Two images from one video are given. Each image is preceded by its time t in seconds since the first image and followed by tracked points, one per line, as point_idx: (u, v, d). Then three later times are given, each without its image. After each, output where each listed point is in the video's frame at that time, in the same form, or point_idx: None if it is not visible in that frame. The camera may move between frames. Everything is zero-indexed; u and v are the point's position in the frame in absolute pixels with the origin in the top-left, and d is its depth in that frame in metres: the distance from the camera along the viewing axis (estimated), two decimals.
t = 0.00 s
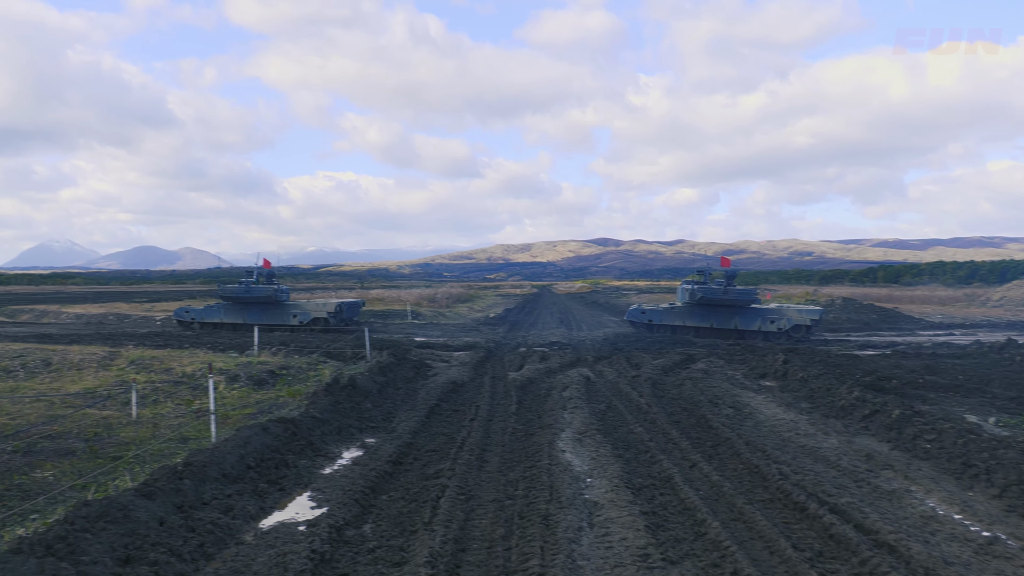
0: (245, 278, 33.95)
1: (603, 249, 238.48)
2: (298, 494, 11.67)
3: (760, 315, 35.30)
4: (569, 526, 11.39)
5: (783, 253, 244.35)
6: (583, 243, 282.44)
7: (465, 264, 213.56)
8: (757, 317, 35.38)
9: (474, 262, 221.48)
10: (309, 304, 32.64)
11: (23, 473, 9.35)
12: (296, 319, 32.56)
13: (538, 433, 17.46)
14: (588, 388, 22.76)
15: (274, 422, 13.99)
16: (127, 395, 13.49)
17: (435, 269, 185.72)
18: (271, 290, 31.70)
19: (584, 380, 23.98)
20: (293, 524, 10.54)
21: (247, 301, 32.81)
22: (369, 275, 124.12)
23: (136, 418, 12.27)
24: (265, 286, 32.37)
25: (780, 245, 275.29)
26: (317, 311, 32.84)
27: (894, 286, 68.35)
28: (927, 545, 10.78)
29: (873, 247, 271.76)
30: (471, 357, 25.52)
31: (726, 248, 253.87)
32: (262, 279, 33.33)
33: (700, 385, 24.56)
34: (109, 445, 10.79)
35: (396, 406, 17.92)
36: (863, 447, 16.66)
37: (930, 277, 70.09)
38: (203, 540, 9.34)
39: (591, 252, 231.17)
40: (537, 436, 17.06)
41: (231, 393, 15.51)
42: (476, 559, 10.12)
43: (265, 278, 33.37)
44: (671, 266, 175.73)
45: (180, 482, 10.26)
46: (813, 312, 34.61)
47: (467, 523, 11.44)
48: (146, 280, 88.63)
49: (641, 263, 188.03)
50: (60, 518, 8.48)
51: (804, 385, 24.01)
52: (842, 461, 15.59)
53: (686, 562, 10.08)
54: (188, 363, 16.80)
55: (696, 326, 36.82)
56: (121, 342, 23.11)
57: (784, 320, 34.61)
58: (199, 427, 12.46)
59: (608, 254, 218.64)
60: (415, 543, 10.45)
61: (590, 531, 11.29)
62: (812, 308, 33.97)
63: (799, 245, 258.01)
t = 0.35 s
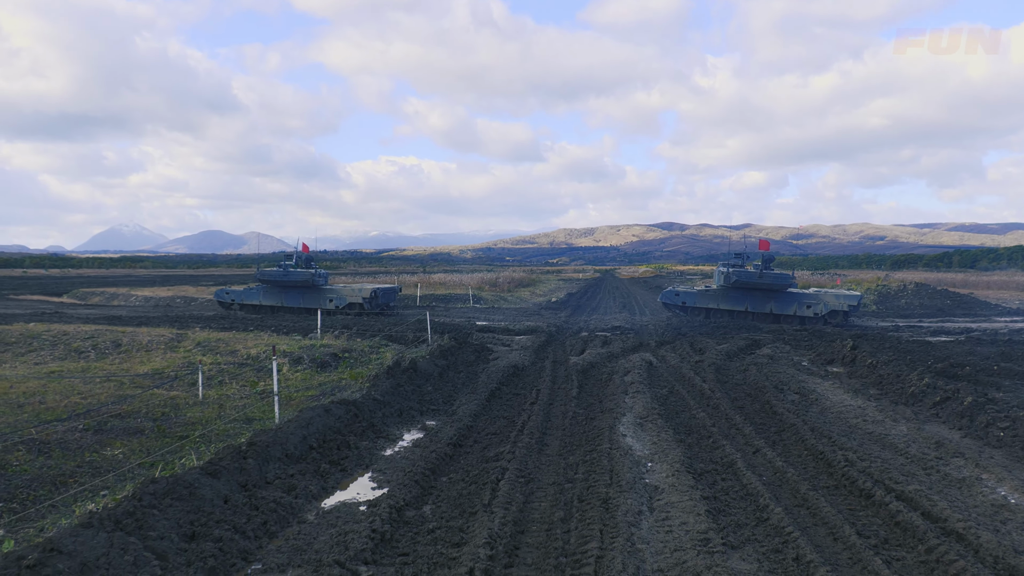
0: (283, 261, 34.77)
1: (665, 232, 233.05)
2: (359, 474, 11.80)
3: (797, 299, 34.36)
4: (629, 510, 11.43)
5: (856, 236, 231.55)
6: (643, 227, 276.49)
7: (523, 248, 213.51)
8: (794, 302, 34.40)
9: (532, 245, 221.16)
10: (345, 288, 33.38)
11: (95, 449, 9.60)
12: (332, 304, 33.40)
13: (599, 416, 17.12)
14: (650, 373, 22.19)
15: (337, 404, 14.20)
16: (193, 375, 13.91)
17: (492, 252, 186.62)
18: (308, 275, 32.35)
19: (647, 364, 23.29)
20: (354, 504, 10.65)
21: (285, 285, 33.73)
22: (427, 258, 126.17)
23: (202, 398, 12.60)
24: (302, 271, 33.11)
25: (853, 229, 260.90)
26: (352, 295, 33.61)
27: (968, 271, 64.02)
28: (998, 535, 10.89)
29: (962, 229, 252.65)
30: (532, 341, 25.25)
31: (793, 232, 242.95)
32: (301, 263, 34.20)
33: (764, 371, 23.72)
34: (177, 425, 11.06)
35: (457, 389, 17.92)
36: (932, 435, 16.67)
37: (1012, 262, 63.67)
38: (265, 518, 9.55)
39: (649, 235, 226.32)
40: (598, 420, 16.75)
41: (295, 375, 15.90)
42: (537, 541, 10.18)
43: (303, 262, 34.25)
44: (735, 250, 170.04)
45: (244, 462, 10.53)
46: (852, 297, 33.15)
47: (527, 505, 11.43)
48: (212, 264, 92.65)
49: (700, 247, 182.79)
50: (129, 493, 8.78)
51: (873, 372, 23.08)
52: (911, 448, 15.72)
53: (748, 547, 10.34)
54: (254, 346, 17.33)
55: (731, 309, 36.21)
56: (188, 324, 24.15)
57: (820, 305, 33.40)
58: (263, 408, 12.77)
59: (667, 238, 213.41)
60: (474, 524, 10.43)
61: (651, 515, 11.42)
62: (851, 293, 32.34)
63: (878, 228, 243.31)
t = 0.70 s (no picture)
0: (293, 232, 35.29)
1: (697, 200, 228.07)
2: (393, 444, 11.89)
3: (801, 267, 34.24)
4: (661, 478, 11.31)
5: (897, 203, 222.66)
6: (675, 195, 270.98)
7: (551, 218, 211.79)
8: (798, 269, 34.22)
9: (561, 215, 219.18)
10: (351, 259, 33.70)
11: (133, 420, 9.76)
12: (338, 274, 33.77)
13: (631, 386, 16.92)
14: (683, 342, 21.80)
15: (370, 374, 14.28)
16: (227, 346, 14.15)
17: (520, 222, 185.79)
18: (315, 246, 32.71)
19: (680, 334, 22.87)
20: (388, 473, 10.74)
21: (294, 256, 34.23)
22: (454, 229, 126.45)
23: (236, 369, 12.79)
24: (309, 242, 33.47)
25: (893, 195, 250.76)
26: (359, 265, 33.89)
27: (1013, 237, 61.10)
28: None
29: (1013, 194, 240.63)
30: (565, 311, 24.94)
31: (830, 199, 234.55)
32: (308, 234, 34.65)
33: (799, 340, 23.10)
34: (212, 395, 11.23)
35: (489, 359, 17.87)
36: (969, 404, 16.10)
37: None
38: (301, 486, 9.70)
39: (679, 204, 221.69)
40: (630, 389, 16.56)
41: (328, 346, 16.05)
42: (568, 509, 10.14)
43: (311, 234, 34.70)
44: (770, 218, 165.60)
45: (279, 431, 10.66)
46: (857, 265, 32.38)
47: (559, 474, 11.39)
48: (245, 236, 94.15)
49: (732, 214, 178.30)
50: (167, 462, 8.99)
51: (910, 341, 22.35)
52: (947, 417, 15.25)
53: (780, 515, 10.16)
54: (288, 317, 17.52)
55: (735, 276, 36.21)
56: (222, 296, 24.62)
57: (824, 272, 32.97)
58: (297, 378, 12.91)
59: (698, 206, 208.72)
60: (507, 492, 10.44)
61: (682, 484, 11.28)
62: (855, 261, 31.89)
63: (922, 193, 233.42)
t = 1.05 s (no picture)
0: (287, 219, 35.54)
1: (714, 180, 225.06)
2: (415, 428, 11.90)
3: (790, 245, 34.72)
4: (682, 459, 11.22)
5: (920, 180, 217.53)
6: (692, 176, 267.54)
7: (566, 201, 210.44)
8: (787, 247, 34.75)
9: (576, 197, 217.69)
10: (345, 245, 34.01)
11: (158, 407, 9.85)
12: (334, 260, 34.09)
13: (651, 368, 16.78)
14: (702, 324, 21.56)
15: (390, 359, 14.26)
16: (249, 333, 14.27)
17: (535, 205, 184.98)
18: (310, 232, 33.02)
19: (699, 316, 22.60)
20: (410, 457, 10.77)
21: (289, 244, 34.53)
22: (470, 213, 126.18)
23: (259, 355, 12.89)
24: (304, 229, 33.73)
25: (917, 172, 244.87)
26: (353, 251, 34.21)
27: None
28: None
29: None
30: (586, 294, 24.73)
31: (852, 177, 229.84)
32: (303, 222, 35.02)
33: (819, 320, 22.73)
34: (236, 382, 11.30)
35: (508, 343, 17.80)
36: (993, 382, 15.72)
37: None
38: (325, 471, 9.77)
39: (696, 184, 218.83)
40: (650, 371, 16.42)
41: (349, 332, 16.10)
42: (589, 490, 10.08)
43: (305, 221, 35.03)
44: (788, 197, 162.94)
45: (302, 417, 10.70)
46: (845, 240, 32.89)
47: (580, 456, 11.34)
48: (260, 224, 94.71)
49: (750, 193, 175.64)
50: (193, 448, 9.08)
51: (931, 320, 21.93)
52: (969, 395, 14.92)
53: (801, 495, 10.02)
54: (309, 304, 17.59)
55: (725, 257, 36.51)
56: (243, 283, 24.84)
57: (813, 249, 33.43)
58: (319, 364, 12.98)
59: (715, 186, 205.82)
60: (529, 475, 10.42)
61: (703, 465, 11.17)
62: (844, 236, 32.38)
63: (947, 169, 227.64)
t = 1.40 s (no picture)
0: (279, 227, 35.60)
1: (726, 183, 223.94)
2: (432, 434, 11.81)
3: (775, 247, 34.81)
4: (699, 464, 11.06)
5: (937, 181, 214.26)
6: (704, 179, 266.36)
7: (577, 206, 210.23)
8: (772, 249, 34.86)
9: (587, 202, 217.57)
10: (336, 252, 34.18)
11: (177, 415, 9.85)
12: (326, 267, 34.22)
13: (667, 373, 16.58)
14: (719, 328, 21.32)
15: (407, 365, 14.16)
16: (267, 341, 14.31)
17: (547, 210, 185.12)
18: (302, 240, 33.16)
19: (715, 320, 22.35)
20: (427, 463, 10.70)
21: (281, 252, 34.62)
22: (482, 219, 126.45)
23: (276, 363, 12.88)
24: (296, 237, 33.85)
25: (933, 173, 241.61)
26: (345, 258, 34.40)
27: None
28: None
29: None
30: (602, 299, 24.54)
31: (867, 179, 227.57)
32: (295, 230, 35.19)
33: (836, 323, 22.40)
34: (254, 390, 11.29)
35: (524, 349, 17.68)
36: (1015, 384, 15.35)
37: None
38: (343, 478, 9.72)
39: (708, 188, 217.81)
40: (666, 376, 16.25)
41: (365, 339, 16.09)
42: (607, 496, 9.94)
43: (298, 229, 35.16)
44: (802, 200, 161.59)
45: (320, 424, 10.63)
46: (829, 240, 33.41)
47: (597, 462, 11.20)
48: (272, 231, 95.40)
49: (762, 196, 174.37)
50: (212, 456, 9.07)
51: (949, 322, 21.55)
52: (989, 398, 14.58)
53: (819, 499, 9.81)
54: (325, 311, 17.60)
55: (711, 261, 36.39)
56: (260, 291, 25.00)
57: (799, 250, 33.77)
58: (335, 372, 12.93)
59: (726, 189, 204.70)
60: (546, 481, 10.30)
61: (720, 470, 10.99)
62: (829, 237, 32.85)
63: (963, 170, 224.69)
